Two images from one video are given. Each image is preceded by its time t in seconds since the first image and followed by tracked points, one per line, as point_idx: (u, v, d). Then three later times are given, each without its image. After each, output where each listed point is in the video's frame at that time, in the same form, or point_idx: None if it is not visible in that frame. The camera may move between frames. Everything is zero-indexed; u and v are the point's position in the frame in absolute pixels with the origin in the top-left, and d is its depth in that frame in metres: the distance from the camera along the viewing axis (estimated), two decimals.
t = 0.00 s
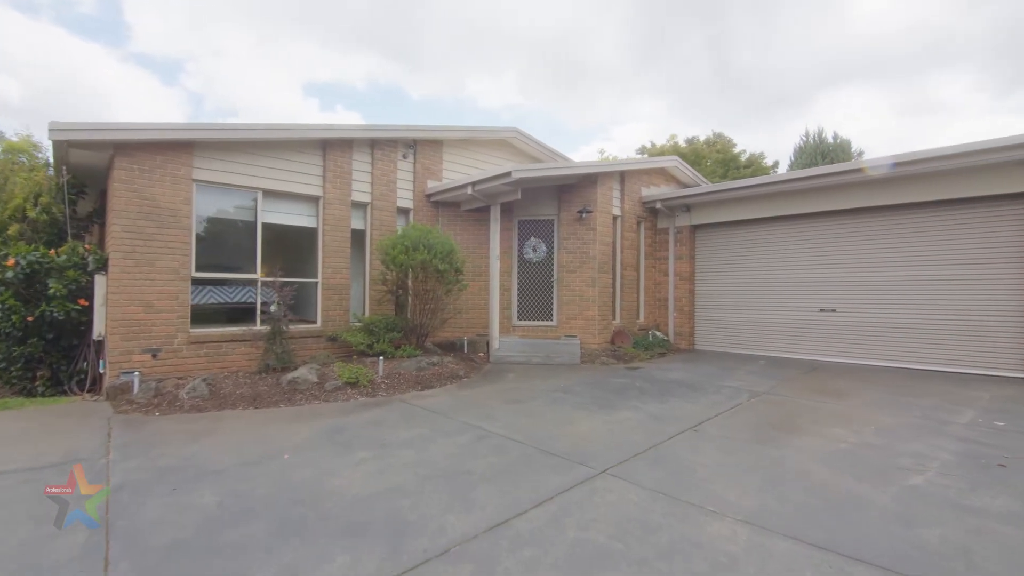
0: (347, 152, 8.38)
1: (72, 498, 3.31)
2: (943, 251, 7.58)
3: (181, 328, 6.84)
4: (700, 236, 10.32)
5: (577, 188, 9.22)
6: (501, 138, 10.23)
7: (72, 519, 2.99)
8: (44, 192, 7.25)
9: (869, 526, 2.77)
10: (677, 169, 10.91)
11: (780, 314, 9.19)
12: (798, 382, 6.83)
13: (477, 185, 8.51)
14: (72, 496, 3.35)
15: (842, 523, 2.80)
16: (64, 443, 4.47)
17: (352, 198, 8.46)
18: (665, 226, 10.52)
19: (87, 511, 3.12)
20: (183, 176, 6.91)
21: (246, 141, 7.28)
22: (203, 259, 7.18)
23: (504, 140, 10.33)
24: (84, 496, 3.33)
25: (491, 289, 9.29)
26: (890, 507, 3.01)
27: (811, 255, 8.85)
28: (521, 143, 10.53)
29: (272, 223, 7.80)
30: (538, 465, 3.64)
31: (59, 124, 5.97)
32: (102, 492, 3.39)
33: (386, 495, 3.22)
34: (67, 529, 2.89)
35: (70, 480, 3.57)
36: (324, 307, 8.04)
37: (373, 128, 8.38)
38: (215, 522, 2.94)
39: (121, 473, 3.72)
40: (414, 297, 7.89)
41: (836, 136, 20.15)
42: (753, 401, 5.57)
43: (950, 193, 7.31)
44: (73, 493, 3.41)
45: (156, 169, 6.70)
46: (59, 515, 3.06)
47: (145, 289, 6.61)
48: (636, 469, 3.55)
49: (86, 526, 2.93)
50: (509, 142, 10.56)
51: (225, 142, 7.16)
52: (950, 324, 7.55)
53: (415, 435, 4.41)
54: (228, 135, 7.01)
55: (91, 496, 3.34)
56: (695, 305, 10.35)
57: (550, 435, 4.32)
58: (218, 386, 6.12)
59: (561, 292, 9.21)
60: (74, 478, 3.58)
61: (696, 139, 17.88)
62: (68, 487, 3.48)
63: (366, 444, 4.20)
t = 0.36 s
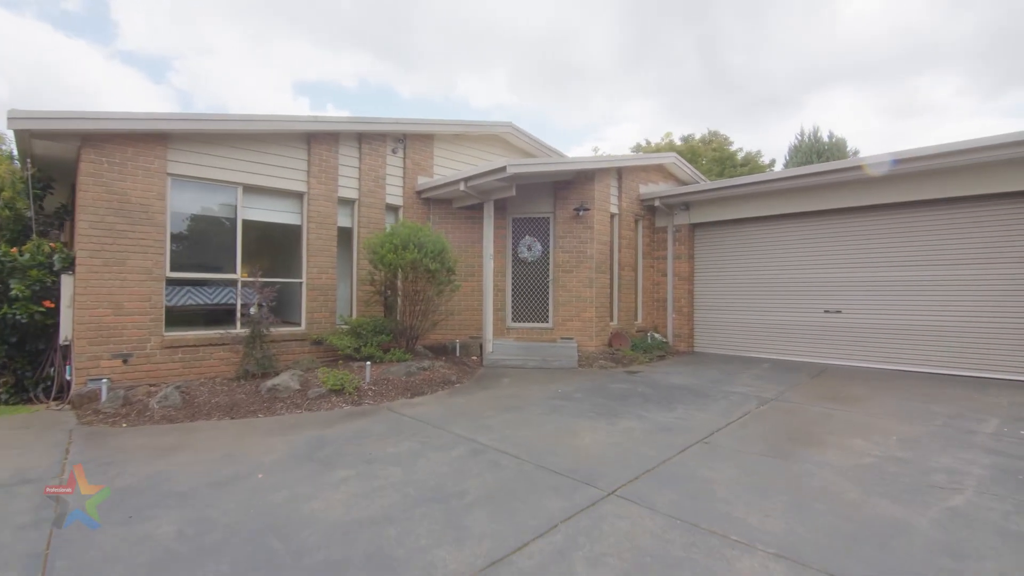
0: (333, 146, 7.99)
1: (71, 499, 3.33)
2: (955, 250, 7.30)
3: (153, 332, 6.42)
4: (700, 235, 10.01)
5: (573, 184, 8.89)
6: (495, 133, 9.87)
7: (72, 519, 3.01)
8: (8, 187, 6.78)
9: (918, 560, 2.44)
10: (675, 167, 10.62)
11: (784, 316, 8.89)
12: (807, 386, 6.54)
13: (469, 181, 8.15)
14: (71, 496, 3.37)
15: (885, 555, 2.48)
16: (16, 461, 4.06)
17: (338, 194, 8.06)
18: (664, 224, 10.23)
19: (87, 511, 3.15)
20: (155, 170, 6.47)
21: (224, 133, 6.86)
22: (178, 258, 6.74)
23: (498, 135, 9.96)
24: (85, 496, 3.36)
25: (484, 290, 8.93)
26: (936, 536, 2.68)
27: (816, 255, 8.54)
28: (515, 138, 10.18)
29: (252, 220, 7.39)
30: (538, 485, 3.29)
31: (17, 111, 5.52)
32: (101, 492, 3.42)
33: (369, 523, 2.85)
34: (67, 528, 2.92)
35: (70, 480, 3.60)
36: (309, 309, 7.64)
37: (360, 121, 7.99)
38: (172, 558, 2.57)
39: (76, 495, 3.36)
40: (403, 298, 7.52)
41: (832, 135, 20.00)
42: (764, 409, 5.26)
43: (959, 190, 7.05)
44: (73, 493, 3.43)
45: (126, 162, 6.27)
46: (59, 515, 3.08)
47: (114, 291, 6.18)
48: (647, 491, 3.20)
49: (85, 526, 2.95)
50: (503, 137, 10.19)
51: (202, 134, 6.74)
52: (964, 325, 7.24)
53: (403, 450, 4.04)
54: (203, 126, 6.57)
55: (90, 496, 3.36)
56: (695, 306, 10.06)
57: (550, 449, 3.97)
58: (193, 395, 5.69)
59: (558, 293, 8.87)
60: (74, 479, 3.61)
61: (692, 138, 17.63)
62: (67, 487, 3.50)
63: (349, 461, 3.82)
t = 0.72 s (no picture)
0: (320, 139, 7.60)
1: (72, 499, 3.32)
2: (970, 249, 6.96)
3: (125, 335, 6.01)
4: (702, 234, 9.70)
5: (571, 181, 8.56)
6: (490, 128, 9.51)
7: (72, 519, 3.00)
8: None
9: None
10: (676, 163, 10.31)
11: (789, 317, 8.59)
12: (817, 392, 6.24)
13: (463, 177, 7.79)
14: (71, 496, 3.36)
15: None
16: None
17: (325, 190, 7.68)
18: (664, 223, 9.92)
19: (87, 511, 3.13)
20: (128, 163, 6.07)
21: (202, 124, 6.46)
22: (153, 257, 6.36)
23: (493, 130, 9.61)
24: (85, 496, 3.35)
25: (479, 291, 8.57)
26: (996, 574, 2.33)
27: (823, 254, 8.23)
28: (511, 133, 9.83)
29: (234, 217, 7.00)
30: (541, 511, 2.93)
31: None
32: (101, 491, 3.40)
33: (347, 560, 2.48)
34: (67, 528, 2.91)
35: (70, 480, 3.59)
36: (294, 310, 7.25)
37: (349, 113, 7.61)
38: None
39: (20, 522, 2.98)
40: (394, 298, 7.16)
41: (830, 135, 19.81)
42: (778, 418, 4.93)
43: (974, 186, 6.73)
44: (73, 493, 3.42)
45: (96, 153, 5.86)
46: (59, 515, 3.07)
47: (83, 291, 5.77)
48: (663, 517, 2.86)
49: (85, 525, 2.94)
50: (498, 132, 9.84)
51: (178, 125, 6.34)
52: (978, 328, 6.94)
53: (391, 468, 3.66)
54: (179, 116, 6.16)
55: (91, 496, 3.35)
56: (696, 307, 9.76)
57: (552, 465, 3.62)
58: (165, 403, 5.29)
59: (555, 293, 8.53)
60: (75, 478, 3.60)
61: (690, 136, 17.36)
62: (68, 487, 3.49)
63: (331, 480, 3.45)
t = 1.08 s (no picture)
0: (307, 132, 7.22)
1: (72, 499, 3.32)
2: (987, 248, 6.66)
3: (95, 339, 5.60)
4: (705, 232, 9.38)
5: (570, 177, 8.21)
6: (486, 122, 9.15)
7: (72, 520, 3.00)
8: None
9: None
10: (678, 160, 9.99)
11: (795, 319, 8.28)
12: (831, 398, 5.94)
13: (458, 172, 7.43)
14: (72, 496, 3.35)
15: None
16: None
17: (313, 185, 7.30)
18: (666, 221, 9.59)
19: (87, 511, 3.13)
20: (98, 154, 5.67)
21: (180, 113, 6.07)
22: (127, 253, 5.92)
23: (489, 124, 9.25)
24: (85, 496, 3.34)
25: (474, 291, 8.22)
26: None
27: (831, 253, 7.91)
28: (508, 128, 9.48)
29: (215, 212, 6.59)
30: (546, 544, 2.57)
31: None
32: (101, 492, 3.39)
33: None
34: (67, 529, 2.91)
35: (70, 480, 3.58)
36: (280, 312, 6.87)
37: (338, 104, 7.23)
38: None
39: None
40: (385, 299, 6.79)
41: (829, 133, 19.61)
42: (795, 428, 4.61)
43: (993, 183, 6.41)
44: (73, 493, 3.41)
45: (63, 144, 5.46)
46: (58, 516, 3.07)
47: (49, 292, 5.36)
48: (684, 552, 2.51)
49: (85, 526, 2.94)
50: (494, 126, 9.48)
51: (153, 114, 5.94)
52: (995, 331, 6.65)
53: (377, 489, 3.30)
54: (154, 105, 5.76)
55: (91, 496, 3.34)
56: (698, 309, 9.44)
57: (557, 486, 3.27)
58: (134, 414, 4.89)
59: (553, 294, 8.19)
60: (75, 478, 3.59)
61: (689, 133, 17.09)
62: (68, 487, 3.48)
63: (310, 505, 3.09)
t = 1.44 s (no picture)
0: (294, 123, 6.85)
1: (72, 499, 3.29)
2: (1008, 246, 6.35)
3: (61, 343, 5.20)
4: (708, 230, 9.05)
5: (569, 172, 7.88)
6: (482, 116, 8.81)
7: (72, 520, 2.99)
8: None
9: None
10: (680, 155, 9.68)
11: (804, 320, 7.95)
12: (847, 404, 5.62)
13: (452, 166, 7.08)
14: (71, 496, 3.32)
15: None
16: None
17: (300, 180, 6.93)
18: (668, 219, 9.27)
19: (87, 511, 3.11)
20: (67, 145, 5.28)
21: (156, 102, 5.69)
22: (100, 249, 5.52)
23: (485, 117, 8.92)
24: (85, 496, 3.32)
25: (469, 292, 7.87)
26: None
27: (841, 252, 7.58)
28: (505, 122, 9.14)
29: (194, 208, 6.20)
30: None
31: None
32: (101, 492, 3.37)
33: None
34: (65, 529, 2.89)
35: (70, 480, 3.55)
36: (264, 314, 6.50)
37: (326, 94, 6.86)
38: None
39: None
40: (375, 300, 6.42)
41: (829, 131, 19.39)
42: (816, 438, 4.28)
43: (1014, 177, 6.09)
44: (73, 493, 3.38)
45: (29, 133, 5.08)
46: (58, 516, 3.06)
47: (12, 292, 4.97)
48: None
49: (84, 526, 2.93)
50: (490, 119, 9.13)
51: (126, 102, 5.56)
52: (1015, 333, 6.35)
53: (362, 513, 2.95)
54: (126, 92, 5.38)
55: (91, 496, 3.32)
56: (702, 310, 9.11)
57: (563, 510, 2.92)
58: (102, 425, 4.52)
59: (552, 294, 7.85)
60: (75, 478, 3.56)
61: (689, 130, 16.82)
62: (68, 487, 3.46)
63: (285, 532, 2.74)
